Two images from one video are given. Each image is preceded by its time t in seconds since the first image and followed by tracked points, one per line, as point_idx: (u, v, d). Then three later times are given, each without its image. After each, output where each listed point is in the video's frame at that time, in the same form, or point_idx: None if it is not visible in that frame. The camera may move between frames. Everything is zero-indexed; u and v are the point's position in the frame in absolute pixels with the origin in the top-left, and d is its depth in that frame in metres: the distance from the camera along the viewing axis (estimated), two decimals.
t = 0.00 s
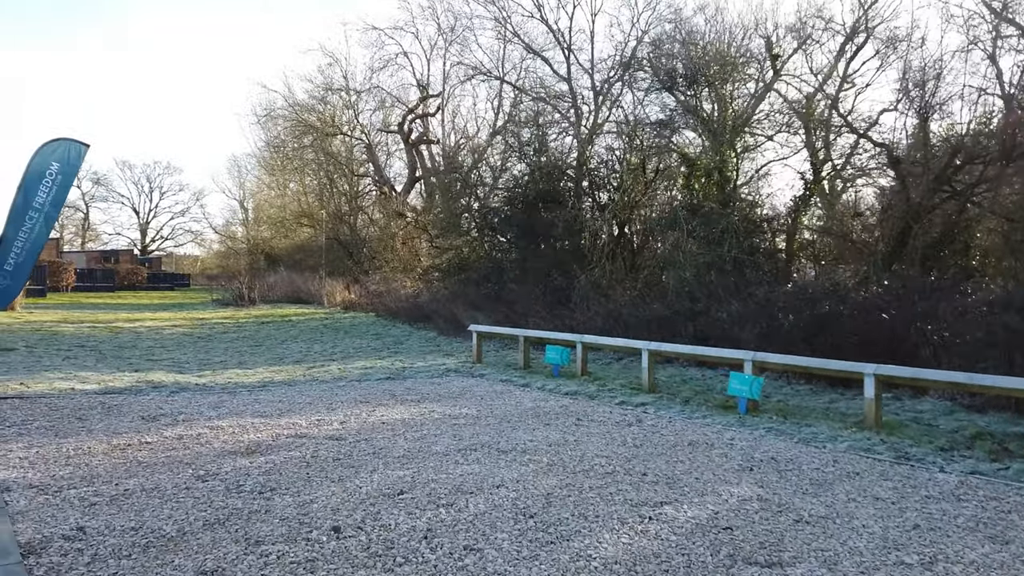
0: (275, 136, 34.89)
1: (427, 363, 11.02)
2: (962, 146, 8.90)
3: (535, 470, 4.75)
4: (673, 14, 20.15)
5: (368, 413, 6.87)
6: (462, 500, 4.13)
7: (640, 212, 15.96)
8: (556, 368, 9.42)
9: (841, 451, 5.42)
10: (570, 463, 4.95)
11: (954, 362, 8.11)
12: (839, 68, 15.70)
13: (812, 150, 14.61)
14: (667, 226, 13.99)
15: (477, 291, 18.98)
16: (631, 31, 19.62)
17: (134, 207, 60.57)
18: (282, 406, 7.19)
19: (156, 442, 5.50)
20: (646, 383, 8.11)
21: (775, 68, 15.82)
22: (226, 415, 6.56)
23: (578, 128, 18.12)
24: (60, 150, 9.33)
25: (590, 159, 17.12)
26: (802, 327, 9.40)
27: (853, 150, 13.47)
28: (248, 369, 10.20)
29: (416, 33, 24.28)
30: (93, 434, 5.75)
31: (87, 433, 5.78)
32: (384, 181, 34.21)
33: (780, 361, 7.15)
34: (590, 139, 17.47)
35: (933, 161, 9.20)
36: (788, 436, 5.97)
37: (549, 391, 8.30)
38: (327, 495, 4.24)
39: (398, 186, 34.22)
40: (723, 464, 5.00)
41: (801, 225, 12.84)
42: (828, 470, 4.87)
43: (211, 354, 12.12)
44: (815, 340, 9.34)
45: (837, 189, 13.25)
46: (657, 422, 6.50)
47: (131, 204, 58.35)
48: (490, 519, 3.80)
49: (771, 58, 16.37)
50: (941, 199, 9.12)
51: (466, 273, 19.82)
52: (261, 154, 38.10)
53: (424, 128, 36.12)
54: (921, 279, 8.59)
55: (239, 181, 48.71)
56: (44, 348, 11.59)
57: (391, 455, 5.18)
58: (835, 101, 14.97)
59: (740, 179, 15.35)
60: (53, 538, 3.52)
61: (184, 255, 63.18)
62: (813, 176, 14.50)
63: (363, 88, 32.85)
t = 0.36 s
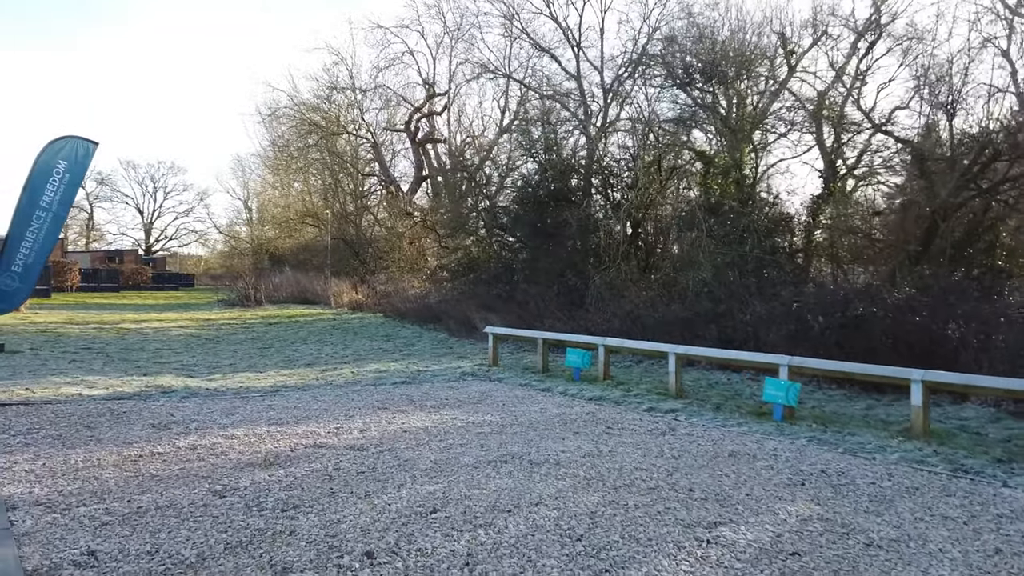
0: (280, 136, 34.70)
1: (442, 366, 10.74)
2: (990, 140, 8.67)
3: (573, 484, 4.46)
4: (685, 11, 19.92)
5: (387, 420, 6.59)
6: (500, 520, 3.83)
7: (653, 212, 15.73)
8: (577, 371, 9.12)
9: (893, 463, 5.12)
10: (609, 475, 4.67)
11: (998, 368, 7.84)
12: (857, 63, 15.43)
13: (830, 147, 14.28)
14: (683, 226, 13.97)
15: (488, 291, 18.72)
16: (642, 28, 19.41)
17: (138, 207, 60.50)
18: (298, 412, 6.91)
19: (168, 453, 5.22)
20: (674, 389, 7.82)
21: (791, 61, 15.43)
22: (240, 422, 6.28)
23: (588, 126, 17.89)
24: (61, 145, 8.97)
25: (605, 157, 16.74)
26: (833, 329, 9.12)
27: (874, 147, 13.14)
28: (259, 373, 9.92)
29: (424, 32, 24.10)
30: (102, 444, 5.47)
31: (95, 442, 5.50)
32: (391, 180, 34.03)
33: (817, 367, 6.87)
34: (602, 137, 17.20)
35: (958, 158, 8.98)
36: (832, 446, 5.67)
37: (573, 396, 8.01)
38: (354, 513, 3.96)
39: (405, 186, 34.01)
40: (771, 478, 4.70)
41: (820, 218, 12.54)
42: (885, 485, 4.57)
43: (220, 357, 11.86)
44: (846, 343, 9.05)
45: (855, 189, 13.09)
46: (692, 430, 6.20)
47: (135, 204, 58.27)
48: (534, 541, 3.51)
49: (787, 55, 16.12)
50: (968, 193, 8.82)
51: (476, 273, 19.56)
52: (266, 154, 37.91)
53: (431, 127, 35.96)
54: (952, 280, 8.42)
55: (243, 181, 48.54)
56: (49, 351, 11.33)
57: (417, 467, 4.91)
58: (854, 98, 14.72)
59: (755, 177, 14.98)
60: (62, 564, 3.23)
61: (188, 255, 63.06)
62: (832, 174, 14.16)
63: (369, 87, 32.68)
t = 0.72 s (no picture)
0: (286, 135, 34.54)
1: (459, 368, 10.49)
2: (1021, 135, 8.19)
3: (618, 495, 4.19)
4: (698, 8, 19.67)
5: (411, 425, 6.34)
6: (547, 535, 3.57)
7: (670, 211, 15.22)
8: (601, 373, 8.86)
9: (952, 472, 4.85)
10: (654, 485, 4.41)
11: None
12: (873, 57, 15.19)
13: (850, 141, 13.91)
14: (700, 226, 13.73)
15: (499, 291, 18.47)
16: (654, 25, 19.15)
17: (143, 207, 60.41)
18: (317, 416, 6.66)
19: (188, 460, 4.98)
20: (704, 391, 7.56)
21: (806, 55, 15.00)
22: (259, 427, 6.03)
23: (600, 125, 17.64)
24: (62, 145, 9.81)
25: (621, 155, 16.57)
26: (866, 330, 8.89)
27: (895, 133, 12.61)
28: (273, 375, 9.69)
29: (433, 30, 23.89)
30: (118, 450, 5.23)
31: (111, 449, 5.26)
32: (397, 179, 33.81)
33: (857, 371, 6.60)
34: (618, 137, 16.92)
35: (985, 155, 8.51)
36: (883, 452, 5.40)
37: (599, 399, 7.75)
38: (390, 527, 3.70)
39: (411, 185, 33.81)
40: (827, 488, 4.44)
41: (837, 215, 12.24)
42: (950, 496, 4.30)
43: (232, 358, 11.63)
44: (881, 344, 8.81)
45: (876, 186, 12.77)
46: (732, 436, 5.93)
47: (139, 204, 58.15)
48: (589, 559, 3.26)
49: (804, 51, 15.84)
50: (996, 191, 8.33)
51: (487, 273, 19.31)
52: (271, 154, 37.70)
53: (438, 126, 35.75)
54: (989, 280, 8.13)
55: (248, 180, 48.38)
56: (58, 352, 11.11)
57: (449, 476, 4.66)
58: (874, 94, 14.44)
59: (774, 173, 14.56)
60: None
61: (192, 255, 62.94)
62: (853, 171, 13.79)
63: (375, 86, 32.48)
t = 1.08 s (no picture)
0: (289, 135, 34.32)
1: (475, 373, 10.23)
2: None
3: (668, 515, 3.94)
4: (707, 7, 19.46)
5: (435, 435, 6.10)
6: (602, 561, 3.33)
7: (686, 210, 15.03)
8: (623, 379, 8.61)
9: (1012, 487, 4.60)
10: (703, 504, 4.16)
11: None
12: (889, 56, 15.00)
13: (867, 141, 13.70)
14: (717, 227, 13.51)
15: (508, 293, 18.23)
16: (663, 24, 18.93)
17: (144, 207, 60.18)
18: (337, 425, 6.42)
19: (208, 475, 4.73)
20: (735, 399, 7.30)
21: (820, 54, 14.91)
22: (278, 437, 5.79)
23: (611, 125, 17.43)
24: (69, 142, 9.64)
25: (632, 155, 16.33)
26: (897, 334, 8.55)
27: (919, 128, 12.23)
28: (285, 380, 9.44)
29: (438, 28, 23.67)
30: (133, 463, 4.99)
31: (125, 462, 5.02)
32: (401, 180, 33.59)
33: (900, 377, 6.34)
34: (629, 135, 16.66)
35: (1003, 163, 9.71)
36: (934, 466, 5.16)
37: (625, 406, 7.50)
38: (430, 552, 3.46)
39: (416, 185, 33.61)
40: (886, 506, 4.20)
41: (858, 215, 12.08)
42: (1019, 515, 4.06)
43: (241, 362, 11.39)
44: (913, 349, 8.47)
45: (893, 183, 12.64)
46: (772, 448, 5.68)
47: (140, 204, 57.92)
48: None
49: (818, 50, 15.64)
50: None
51: (496, 275, 19.08)
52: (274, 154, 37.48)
53: (442, 126, 35.54)
54: None
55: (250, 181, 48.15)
56: (64, 355, 10.87)
57: (484, 493, 4.41)
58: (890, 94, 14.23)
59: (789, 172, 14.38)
60: None
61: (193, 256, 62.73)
62: (868, 169, 13.56)
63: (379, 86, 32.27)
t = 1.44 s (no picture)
0: (293, 134, 34.16)
1: (491, 374, 9.99)
2: None
3: (722, 527, 3.68)
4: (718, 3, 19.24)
5: (460, 439, 5.85)
6: None
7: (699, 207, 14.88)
8: (646, 380, 8.36)
9: None
10: (756, 514, 3.92)
11: None
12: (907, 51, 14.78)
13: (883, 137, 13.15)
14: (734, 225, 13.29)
15: (518, 292, 18.00)
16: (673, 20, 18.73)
17: (146, 207, 60.04)
18: (357, 428, 6.20)
19: (228, 482, 4.49)
20: (766, 402, 7.04)
21: (833, 47, 14.14)
22: (298, 441, 5.55)
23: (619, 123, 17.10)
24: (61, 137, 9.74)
25: (644, 152, 15.94)
26: (930, 334, 8.30)
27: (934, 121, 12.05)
28: (298, 381, 9.23)
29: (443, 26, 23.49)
30: (148, 469, 4.75)
31: (140, 468, 4.78)
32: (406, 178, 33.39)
33: (944, 378, 6.05)
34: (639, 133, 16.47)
35: None
36: (990, 472, 4.91)
37: (652, 409, 7.26)
38: (473, 567, 3.23)
39: (421, 183, 33.40)
40: (951, 517, 3.95)
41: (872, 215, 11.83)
42: None
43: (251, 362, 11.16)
44: (947, 350, 8.22)
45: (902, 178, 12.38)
46: (814, 453, 5.44)
47: (142, 203, 57.75)
48: None
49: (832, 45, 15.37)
50: None
51: (505, 274, 18.84)
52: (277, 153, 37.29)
53: (447, 125, 35.32)
54: None
55: (253, 180, 47.96)
56: (71, 355, 10.66)
57: (520, 501, 4.17)
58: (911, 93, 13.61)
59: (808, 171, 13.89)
60: None
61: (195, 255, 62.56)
62: (887, 167, 13.03)
63: (383, 84, 32.08)
